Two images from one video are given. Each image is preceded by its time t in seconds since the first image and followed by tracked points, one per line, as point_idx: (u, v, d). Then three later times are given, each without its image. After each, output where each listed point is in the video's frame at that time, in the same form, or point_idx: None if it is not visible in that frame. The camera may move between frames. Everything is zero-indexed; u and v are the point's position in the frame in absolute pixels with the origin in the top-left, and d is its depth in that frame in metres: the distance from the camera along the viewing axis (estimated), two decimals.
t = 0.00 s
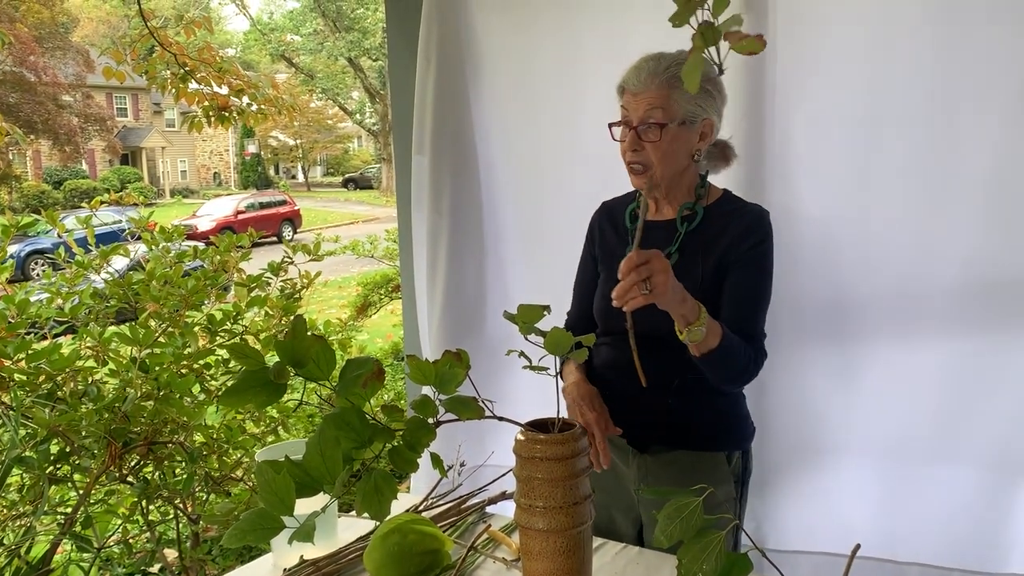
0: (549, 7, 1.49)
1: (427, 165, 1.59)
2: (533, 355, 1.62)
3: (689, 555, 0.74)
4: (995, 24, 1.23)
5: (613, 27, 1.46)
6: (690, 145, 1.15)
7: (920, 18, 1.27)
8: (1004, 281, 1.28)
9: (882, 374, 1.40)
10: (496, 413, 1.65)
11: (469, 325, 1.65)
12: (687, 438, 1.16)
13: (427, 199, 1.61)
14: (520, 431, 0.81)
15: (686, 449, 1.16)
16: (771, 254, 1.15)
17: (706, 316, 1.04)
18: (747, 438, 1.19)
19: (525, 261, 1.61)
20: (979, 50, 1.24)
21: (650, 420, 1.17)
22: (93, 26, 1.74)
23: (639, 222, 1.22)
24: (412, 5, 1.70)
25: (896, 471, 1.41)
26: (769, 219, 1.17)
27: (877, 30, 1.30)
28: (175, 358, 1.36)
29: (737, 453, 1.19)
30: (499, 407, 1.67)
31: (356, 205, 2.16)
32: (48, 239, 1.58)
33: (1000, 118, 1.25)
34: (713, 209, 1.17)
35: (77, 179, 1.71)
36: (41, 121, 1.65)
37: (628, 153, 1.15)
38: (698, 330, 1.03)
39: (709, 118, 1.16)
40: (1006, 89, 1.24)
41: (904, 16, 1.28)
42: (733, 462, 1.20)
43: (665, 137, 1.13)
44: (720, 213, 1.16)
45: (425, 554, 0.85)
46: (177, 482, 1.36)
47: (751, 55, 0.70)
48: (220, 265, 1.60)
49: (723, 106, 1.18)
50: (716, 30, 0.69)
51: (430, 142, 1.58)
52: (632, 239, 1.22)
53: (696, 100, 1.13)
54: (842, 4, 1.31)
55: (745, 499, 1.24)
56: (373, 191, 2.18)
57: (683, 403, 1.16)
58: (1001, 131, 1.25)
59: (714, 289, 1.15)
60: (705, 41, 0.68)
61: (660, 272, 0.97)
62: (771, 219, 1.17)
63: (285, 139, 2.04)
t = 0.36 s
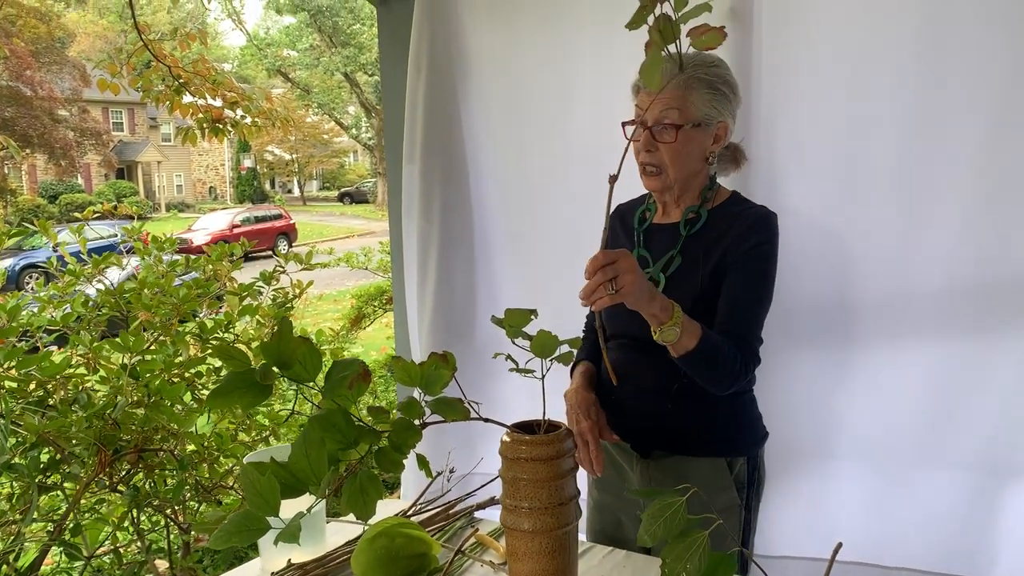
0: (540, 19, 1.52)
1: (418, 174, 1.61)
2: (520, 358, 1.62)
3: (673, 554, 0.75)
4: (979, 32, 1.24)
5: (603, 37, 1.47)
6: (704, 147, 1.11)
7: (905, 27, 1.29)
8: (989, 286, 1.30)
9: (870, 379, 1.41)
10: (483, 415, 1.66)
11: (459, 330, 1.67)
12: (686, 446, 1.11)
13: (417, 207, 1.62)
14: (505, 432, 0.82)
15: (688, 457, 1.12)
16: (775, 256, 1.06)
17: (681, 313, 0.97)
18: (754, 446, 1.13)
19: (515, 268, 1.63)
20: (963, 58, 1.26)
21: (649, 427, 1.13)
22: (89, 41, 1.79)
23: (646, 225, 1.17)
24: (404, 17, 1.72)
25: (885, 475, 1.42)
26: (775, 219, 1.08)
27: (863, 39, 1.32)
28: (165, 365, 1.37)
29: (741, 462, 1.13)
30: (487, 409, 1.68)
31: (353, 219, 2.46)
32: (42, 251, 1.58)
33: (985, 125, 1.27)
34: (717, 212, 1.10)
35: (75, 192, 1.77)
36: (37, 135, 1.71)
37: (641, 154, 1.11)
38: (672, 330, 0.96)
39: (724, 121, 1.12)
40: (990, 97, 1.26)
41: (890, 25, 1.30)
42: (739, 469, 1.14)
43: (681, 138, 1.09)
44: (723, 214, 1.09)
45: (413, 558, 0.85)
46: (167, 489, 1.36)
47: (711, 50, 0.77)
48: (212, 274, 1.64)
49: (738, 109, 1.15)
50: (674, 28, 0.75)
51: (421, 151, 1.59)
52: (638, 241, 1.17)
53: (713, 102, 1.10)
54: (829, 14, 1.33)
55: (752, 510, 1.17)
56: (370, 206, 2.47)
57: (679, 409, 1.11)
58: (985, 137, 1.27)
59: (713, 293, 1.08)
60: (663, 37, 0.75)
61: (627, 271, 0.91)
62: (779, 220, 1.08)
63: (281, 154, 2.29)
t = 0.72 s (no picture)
0: (535, 50, 1.55)
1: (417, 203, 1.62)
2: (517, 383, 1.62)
3: None
4: (969, 61, 1.26)
5: (599, 69, 1.50)
6: (717, 172, 1.12)
7: (896, 56, 1.30)
8: (985, 313, 1.30)
9: (867, 407, 1.40)
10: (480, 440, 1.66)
11: (457, 357, 1.67)
12: (701, 477, 1.08)
13: (415, 234, 1.64)
14: (503, 457, 0.82)
15: (701, 488, 1.09)
16: (784, 281, 1.05)
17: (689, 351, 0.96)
18: (770, 476, 1.10)
19: (511, 294, 1.64)
20: (954, 87, 1.27)
21: (660, 456, 1.10)
22: (90, 74, 1.84)
23: (652, 253, 1.16)
24: (403, 49, 1.76)
25: (886, 504, 1.41)
26: (781, 244, 1.07)
27: (856, 67, 1.33)
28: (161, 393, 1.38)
29: (757, 492, 1.10)
30: (484, 434, 1.68)
31: (351, 251, 2.49)
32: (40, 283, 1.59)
33: (977, 152, 1.27)
34: (723, 236, 1.09)
35: (72, 226, 1.79)
36: (37, 167, 1.76)
37: (659, 171, 1.10)
38: (681, 373, 0.95)
39: (734, 148, 1.13)
40: (982, 125, 1.26)
41: (882, 54, 1.30)
42: (754, 501, 1.11)
43: (700, 157, 1.09)
44: (728, 240, 1.08)
45: None
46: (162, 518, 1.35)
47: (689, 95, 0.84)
48: (210, 302, 1.65)
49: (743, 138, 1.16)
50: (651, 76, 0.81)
51: (419, 179, 1.61)
52: (644, 270, 1.16)
53: (728, 126, 1.11)
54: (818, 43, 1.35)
55: (768, 542, 1.14)
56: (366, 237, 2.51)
57: (695, 441, 1.08)
58: (978, 164, 1.27)
59: (722, 319, 1.07)
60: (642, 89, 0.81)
61: (629, 320, 0.91)
62: (785, 245, 1.07)
63: (280, 187, 2.31)
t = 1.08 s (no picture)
0: (534, 87, 1.58)
1: (416, 237, 1.64)
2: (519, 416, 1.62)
3: None
4: (963, 96, 1.28)
5: (598, 104, 1.53)
6: (722, 204, 1.12)
7: (892, 92, 1.32)
8: (985, 344, 1.30)
9: (869, 440, 1.39)
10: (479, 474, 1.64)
11: (455, 389, 1.66)
12: (717, 514, 1.07)
13: (415, 269, 1.64)
14: (503, 493, 0.82)
15: (715, 523, 1.07)
16: (787, 309, 1.05)
17: (702, 389, 0.98)
18: (783, 510, 1.09)
19: (510, 326, 1.64)
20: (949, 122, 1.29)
21: (670, 488, 1.10)
22: (93, 109, 1.96)
23: (652, 284, 1.16)
24: (403, 85, 1.79)
25: (891, 538, 1.39)
26: (782, 272, 1.07)
27: (853, 103, 1.34)
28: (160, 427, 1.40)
29: (772, 528, 1.08)
30: (483, 467, 1.66)
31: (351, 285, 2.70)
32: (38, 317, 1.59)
33: (972, 186, 1.29)
34: (726, 263, 1.10)
35: (70, 256, 1.87)
36: (37, 201, 1.85)
37: (669, 201, 1.08)
38: (697, 412, 0.96)
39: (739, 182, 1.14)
40: (977, 159, 1.28)
41: (878, 89, 1.32)
42: (770, 537, 1.09)
43: (711, 188, 1.08)
44: (730, 268, 1.09)
45: None
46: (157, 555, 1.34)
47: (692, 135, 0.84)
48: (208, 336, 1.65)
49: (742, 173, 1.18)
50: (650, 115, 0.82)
51: (419, 214, 1.62)
52: (645, 300, 1.15)
53: (733, 160, 1.11)
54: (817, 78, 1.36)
55: None
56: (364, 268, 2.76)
57: (705, 474, 1.07)
58: (974, 197, 1.29)
59: (726, 348, 1.07)
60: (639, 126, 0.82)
61: (647, 364, 0.92)
62: (786, 273, 1.08)
63: (280, 221, 2.63)
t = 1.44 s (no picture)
0: (532, 91, 1.58)
1: (412, 241, 1.63)
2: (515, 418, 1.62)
3: None
4: (963, 99, 1.28)
5: (596, 108, 1.54)
6: (742, 207, 1.09)
7: (891, 95, 1.32)
8: (987, 349, 1.29)
9: (867, 444, 1.38)
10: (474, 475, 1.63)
11: (450, 394, 1.66)
12: (713, 518, 1.06)
13: (411, 273, 1.64)
14: (499, 493, 0.81)
15: (707, 527, 1.06)
16: (810, 323, 1.04)
17: (705, 395, 0.97)
18: (780, 519, 1.08)
19: (506, 332, 1.64)
20: (948, 125, 1.29)
21: (668, 491, 1.08)
22: (90, 121, 2.16)
23: (677, 280, 1.14)
24: (399, 90, 1.79)
25: (889, 543, 1.39)
26: (810, 286, 1.06)
27: (852, 106, 1.34)
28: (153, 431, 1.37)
29: (767, 535, 1.08)
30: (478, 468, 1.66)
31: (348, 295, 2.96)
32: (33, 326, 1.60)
33: (971, 190, 1.28)
34: (755, 273, 1.08)
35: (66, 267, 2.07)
36: (35, 213, 2.10)
37: (684, 208, 1.06)
38: (699, 416, 0.96)
39: (759, 184, 1.10)
40: (976, 162, 1.28)
41: (877, 92, 1.32)
42: (765, 543, 1.08)
43: (726, 193, 1.05)
44: (759, 277, 1.07)
45: None
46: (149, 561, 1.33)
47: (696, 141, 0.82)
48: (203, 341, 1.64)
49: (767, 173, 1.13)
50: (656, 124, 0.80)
51: (415, 218, 1.62)
52: (669, 295, 1.14)
53: (752, 161, 1.07)
54: (817, 81, 1.36)
55: None
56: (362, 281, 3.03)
57: (706, 479, 1.06)
58: (974, 201, 1.28)
59: (745, 357, 1.05)
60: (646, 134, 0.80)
61: (653, 367, 0.92)
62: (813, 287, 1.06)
63: (278, 233, 2.92)
